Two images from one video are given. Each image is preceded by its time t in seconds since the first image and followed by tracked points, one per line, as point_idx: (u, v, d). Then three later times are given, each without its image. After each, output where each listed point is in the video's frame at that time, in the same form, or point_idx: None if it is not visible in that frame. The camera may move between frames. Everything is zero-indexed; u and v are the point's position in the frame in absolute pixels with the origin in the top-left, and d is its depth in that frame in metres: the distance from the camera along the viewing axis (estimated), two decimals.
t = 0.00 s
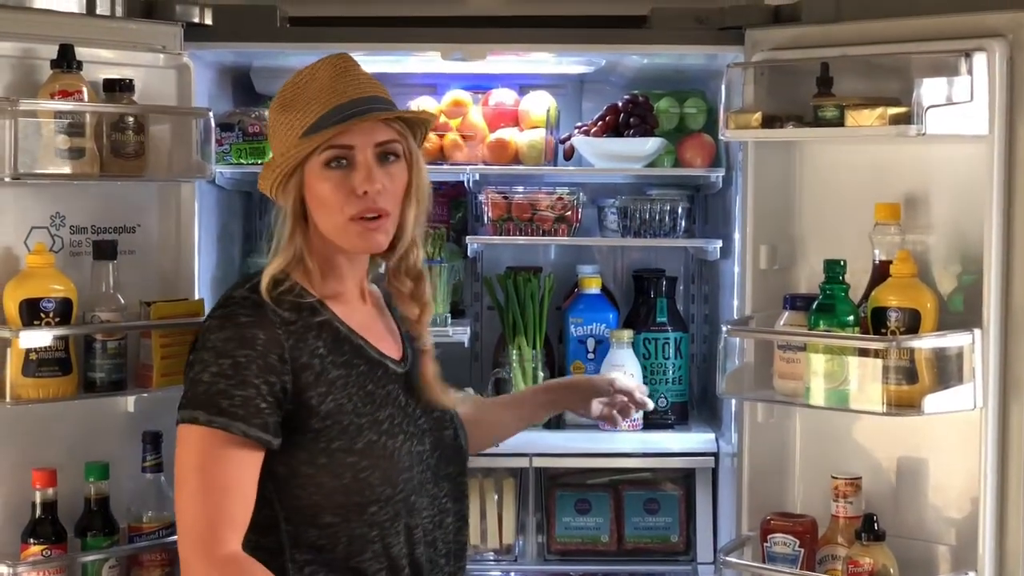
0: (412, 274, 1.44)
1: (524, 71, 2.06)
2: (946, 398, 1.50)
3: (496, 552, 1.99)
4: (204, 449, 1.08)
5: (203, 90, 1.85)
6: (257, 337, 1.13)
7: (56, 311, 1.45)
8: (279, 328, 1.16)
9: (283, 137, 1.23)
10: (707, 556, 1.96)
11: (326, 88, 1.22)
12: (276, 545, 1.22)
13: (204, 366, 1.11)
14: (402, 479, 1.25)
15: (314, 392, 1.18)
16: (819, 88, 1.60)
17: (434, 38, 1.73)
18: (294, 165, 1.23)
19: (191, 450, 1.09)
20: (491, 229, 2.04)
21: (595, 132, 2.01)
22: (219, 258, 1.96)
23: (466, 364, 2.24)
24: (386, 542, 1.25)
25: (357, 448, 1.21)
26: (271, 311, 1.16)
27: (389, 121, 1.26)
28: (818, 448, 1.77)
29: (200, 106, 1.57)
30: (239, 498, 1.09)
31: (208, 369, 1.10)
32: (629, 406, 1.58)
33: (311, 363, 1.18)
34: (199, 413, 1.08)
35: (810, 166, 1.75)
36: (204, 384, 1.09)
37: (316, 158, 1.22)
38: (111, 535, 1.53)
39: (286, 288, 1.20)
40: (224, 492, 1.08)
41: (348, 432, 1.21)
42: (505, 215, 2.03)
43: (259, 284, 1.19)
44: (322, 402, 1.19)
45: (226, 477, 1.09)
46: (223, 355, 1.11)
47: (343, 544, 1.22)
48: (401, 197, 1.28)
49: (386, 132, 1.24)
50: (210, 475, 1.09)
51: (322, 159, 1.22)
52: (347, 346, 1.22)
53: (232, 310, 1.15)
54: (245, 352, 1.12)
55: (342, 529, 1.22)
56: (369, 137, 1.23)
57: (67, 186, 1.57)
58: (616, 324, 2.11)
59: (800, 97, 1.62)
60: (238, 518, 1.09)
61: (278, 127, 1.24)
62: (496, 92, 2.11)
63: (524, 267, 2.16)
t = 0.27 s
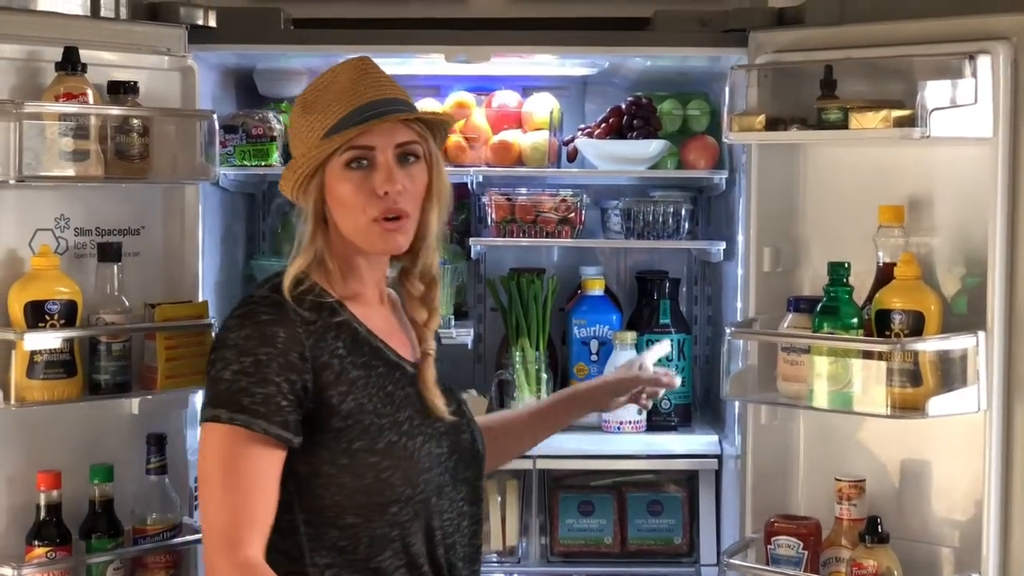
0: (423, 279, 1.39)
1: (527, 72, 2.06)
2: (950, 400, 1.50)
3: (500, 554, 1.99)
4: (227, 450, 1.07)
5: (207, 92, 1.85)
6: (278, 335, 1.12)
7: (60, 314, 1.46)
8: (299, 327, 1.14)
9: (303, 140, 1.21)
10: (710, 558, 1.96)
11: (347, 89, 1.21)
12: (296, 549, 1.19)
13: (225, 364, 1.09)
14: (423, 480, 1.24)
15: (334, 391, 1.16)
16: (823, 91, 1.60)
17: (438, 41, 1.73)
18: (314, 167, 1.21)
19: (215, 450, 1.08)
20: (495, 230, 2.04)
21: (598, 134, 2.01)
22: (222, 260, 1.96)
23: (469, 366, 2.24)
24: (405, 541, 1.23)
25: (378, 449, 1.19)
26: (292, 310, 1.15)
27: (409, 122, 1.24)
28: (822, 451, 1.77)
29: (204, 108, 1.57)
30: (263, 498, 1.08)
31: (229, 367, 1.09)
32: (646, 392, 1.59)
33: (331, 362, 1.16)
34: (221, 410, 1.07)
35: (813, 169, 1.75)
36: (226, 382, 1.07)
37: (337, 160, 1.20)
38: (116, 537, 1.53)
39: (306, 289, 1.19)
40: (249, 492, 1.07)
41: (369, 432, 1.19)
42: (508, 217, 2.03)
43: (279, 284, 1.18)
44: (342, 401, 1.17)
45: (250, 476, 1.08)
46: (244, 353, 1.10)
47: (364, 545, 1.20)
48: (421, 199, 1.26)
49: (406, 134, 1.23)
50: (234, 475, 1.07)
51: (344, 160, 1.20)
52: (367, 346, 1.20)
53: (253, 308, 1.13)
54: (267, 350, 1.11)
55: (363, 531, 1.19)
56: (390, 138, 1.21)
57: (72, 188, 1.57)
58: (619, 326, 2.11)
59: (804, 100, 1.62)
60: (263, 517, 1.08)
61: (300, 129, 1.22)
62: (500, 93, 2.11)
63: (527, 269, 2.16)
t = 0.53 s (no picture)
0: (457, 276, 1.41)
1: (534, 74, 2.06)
2: (956, 403, 1.50)
3: (506, 555, 1.99)
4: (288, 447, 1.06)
5: (214, 93, 1.85)
6: (334, 331, 1.11)
7: (68, 316, 1.46)
8: (352, 324, 1.14)
9: (332, 146, 1.20)
10: (716, 560, 1.95)
11: (376, 95, 1.19)
12: (341, 547, 1.18)
13: (284, 361, 1.09)
14: (467, 478, 1.24)
15: (387, 388, 1.16)
16: (830, 92, 1.60)
17: (445, 43, 1.73)
18: (344, 173, 1.20)
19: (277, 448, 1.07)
20: (501, 232, 2.04)
21: (604, 136, 2.00)
22: (228, 261, 1.96)
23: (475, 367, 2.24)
24: (449, 538, 1.23)
25: (428, 446, 1.19)
26: (345, 306, 1.15)
27: (439, 127, 1.23)
28: (828, 453, 1.77)
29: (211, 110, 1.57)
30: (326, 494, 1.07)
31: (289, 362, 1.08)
32: (675, 432, 1.57)
33: (382, 359, 1.16)
34: (283, 407, 1.06)
35: (821, 171, 1.74)
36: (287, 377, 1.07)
37: (366, 165, 1.19)
38: (123, 539, 1.53)
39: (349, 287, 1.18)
40: (311, 488, 1.06)
41: (419, 430, 1.18)
42: (515, 219, 2.03)
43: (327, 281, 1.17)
44: (394, 397, 1.17)
45: (313, 473, 1.07)
46: (302, 349, 1.10)
47: (410, 543, 1.19)
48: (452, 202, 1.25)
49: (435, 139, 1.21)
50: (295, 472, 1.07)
51: (373, 166, 1.19)
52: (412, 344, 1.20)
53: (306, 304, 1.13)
54: (323, 346, 1.10)
55: (410, 528, 1.19)
56: (419, 144, 1.20)
57: (80, 189, 1.57)
58: (625, 327, 2.11)
59: (810, 102, 1.62)
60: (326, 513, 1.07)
61: (329, 134, 1.21)
62: (506, 94, 2.11)
63: (533, 271, 2.16)
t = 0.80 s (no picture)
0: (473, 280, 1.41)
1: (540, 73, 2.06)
2: (966, 403, 1.49)
3: (512, 555, 1.99)
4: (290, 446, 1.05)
5: (220, 92, 1.85)
6: (339, 328, 1.10)
7: (75, 315, 1.46)
8: (358, 322, 1.13)
9: (352, 141, 1.20)
10: (723, 560, 1.95)
11: (397, 91, 1.19)
12: (339, 549, 1.16)
13: (287, 356, 1.08)
14: (469, 483, 1.22)
15: (391, 389, 1.15)
16: (837, 91, 1.59)
17: (452, 41, 1.73)
18: (362, 168, 1.19)
19: (275, 446, 1.06)
20: (507, 232, 2.04)
21: (611, 135, 2.00)
22: (233, 260, 1.95)
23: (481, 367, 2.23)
24: (450, 544, 1.21)
25: (431, 449, 1.18)
26: (351, 304, 1.13)
27: (460, 125, 1.22)
28: (835, 452, 1.76)
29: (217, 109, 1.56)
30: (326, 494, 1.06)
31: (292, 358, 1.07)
32: (685, 441, 1.55)
33: (388, 360, 1.15)
34: (284, 403, 1.05)
35: (828, 170, 1.74)
36: (290, 373, 1.06)
37: (384, 162, 1.19)
38: (129, 539, 1.53)
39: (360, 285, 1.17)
40: (311, 488, 1.05)
41: (422, 433, 1.17)
42: (521, 218, 2.03)
43: (336, 279, 1.16)
44: (399, 399, 1.15)
45: (313, 473, 1.06)
46: (307, 345, 1.09)
47: (410, 546, 1.18)
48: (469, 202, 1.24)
49: (456, 137, 1.21)
50: (295, 471, 1.05)
51: (392, 162, 1.19)
52: (419, 347, 1.18)
53: (312, 301, 1.12)
54: (328, 343, 1.09)
55: (409, 532, 1.18)
56: (439, 141, 1.19)
57: (86, 188, 1.56)
58: (631, 327, 2.11)
59: (819, 101, 1.60)
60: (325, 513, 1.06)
61: (350, 130, 1.21)
62: (512, 93, 2.10)
63: (539, 270, 2.16)
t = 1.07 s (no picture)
0: (469, 282, 1.41)
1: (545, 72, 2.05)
2: (973, 404, 1.48)
3: (517, 556, 1.98)
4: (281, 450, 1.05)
5: (224, 92, 1.85)
6: (330, 335, 1.10)
7: (78, 316, 1.45)
8: (350, 329, 1.13)
9: (345, 144, 1.19)
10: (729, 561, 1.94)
11: (391, 91, 1.18)
12: (333, 555, 1.15)
13: (278, 363, 1.08)
14: (463, 488, 1.22)
15: (383, 395, 1.14)
16: (844, 91, 1.58)
17: (457, 41, 1.72)
18: (357, 170, 1.19)
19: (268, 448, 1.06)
20: (512, 232, 2.04)
21: (616, 135, 2.00)
22: (238, 260, 1.95)
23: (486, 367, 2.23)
24: (445, 550, 1.20)
25: (424, 455, 1.17)
26: (342, 310, 1.13)
27: (455, 126, 1.22)
28: (841, 453, 1.75)
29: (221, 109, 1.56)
30: (317, 497, 1.06)
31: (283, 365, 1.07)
32: (701, 438, 1.54)
33: (380, 366, 1.14)
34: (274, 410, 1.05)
35: (834, 169, 1.73)
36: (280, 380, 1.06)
37: (380, 163, 1.18)
38: (134, 540, 1.52)
39: (353, 290, 1.17)
40: (302, 491, 1.05)
41: (415, 439, 1.16)
42: (526, 218, 2.02)
43: (328, 285, 1.16)
44: (391, 405, 1.15)
45: (304, 477, 1.06)
46: (297, 352, 1.08)
47: (404, 553, 1.17)
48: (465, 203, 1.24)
49: (451, 138, 1.21)
50: (286, 475, 1.06)
51: (386, 164, 1.18)
52: (411, 352, 1.18)
53: (303, 308, 1.12)
54: (318, 350, 1.09)
55: (403, 538, 1.17)
56: (434, 142, 1.19)
57: (89, 188, 1.56)
58: (636, 327, 2.10)
59: (825, 100, 1.60)
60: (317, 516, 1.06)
61: (343, 132, 1.20)
62: (517, 93, 2.10)
63: (545, 270, 2.16)
